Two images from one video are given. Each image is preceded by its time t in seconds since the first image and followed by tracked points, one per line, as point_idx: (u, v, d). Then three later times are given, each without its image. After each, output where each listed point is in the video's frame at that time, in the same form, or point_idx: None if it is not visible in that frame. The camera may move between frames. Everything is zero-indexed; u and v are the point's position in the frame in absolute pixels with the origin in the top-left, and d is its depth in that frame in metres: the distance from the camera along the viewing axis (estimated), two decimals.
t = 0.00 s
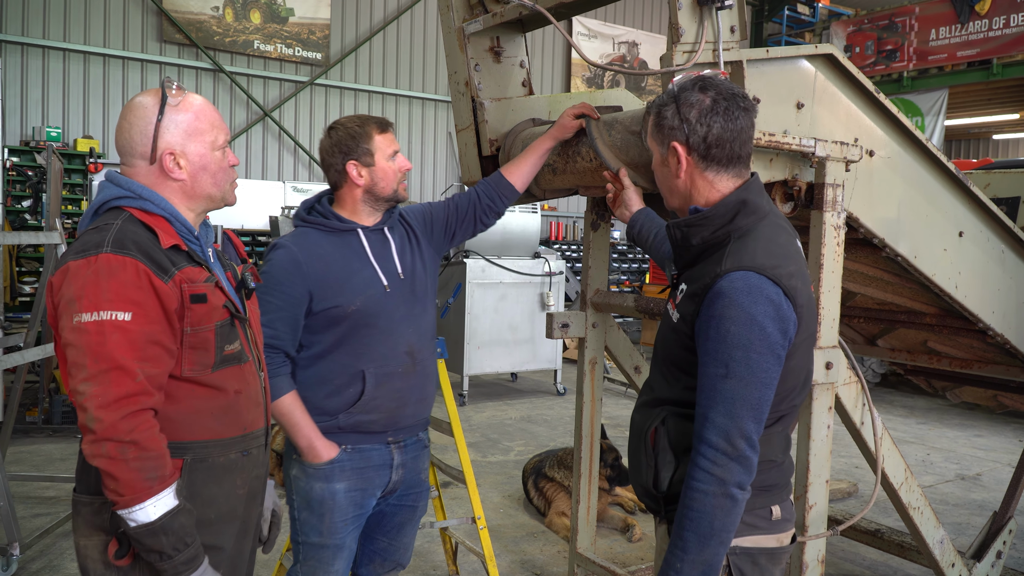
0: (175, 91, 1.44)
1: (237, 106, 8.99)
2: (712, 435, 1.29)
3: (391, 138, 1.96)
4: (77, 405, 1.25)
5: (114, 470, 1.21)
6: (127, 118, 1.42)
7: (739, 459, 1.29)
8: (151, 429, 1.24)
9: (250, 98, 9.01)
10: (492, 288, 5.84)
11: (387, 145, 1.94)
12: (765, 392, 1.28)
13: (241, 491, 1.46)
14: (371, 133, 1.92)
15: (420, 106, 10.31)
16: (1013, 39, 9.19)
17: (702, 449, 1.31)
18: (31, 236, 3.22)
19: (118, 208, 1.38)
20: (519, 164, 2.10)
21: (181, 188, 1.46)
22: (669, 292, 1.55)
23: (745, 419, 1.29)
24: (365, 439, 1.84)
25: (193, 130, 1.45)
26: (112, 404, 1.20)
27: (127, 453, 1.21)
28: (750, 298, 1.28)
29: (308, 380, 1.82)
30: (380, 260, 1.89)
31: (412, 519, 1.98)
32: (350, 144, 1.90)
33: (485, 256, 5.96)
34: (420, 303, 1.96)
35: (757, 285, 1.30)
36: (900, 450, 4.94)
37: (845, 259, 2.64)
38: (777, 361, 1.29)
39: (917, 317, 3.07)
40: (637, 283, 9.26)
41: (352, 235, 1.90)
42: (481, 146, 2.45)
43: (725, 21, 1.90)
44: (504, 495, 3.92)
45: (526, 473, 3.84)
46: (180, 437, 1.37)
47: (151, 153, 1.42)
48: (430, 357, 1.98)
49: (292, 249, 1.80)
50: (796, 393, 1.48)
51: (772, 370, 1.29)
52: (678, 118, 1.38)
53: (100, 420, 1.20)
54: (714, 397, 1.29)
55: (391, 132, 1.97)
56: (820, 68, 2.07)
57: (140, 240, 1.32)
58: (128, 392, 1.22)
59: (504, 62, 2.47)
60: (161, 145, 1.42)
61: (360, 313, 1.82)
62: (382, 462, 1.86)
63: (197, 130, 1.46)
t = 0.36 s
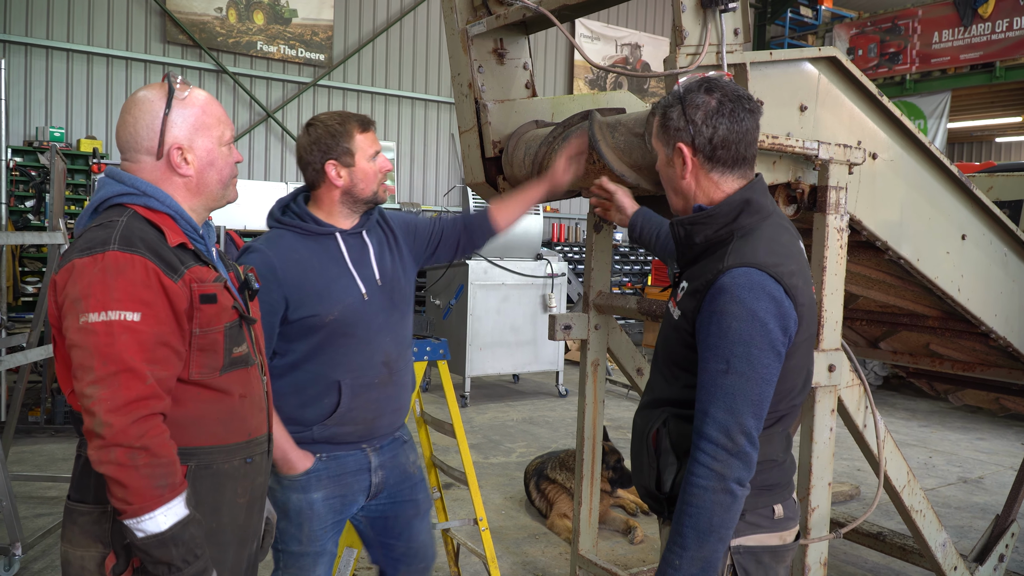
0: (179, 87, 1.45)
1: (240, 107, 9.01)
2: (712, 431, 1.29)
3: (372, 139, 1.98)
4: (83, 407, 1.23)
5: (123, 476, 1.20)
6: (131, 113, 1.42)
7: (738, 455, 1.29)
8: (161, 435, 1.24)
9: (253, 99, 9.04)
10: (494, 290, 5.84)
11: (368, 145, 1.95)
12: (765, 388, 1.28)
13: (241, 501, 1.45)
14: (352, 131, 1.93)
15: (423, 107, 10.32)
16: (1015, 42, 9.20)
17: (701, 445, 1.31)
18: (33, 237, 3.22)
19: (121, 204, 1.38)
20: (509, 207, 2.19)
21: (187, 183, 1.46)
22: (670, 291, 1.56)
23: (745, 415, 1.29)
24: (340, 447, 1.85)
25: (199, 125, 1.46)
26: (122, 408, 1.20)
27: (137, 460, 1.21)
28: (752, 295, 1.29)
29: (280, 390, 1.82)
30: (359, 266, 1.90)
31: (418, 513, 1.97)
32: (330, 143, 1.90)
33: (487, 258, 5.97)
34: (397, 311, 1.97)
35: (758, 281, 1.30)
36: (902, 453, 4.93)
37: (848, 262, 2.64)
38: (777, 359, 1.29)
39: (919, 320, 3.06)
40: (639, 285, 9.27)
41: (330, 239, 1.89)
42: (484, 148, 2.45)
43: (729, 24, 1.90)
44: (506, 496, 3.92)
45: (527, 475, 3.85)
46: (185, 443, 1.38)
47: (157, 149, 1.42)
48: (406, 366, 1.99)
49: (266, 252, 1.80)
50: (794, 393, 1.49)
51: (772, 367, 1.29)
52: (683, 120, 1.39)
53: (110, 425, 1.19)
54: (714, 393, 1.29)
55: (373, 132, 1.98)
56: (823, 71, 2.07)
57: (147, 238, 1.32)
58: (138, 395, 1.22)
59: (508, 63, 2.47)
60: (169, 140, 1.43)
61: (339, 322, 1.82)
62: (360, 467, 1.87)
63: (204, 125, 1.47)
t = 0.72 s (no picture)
0: (178, 82, 1.44)
1: (242, 108, 9.02)
2: (727, 428, 1.30)
3: (368, 140, 1.97)
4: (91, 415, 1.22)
5: (138, 483, 1.20)
6: (128, 109, 1.41)
7: (751, 451, 1.30)
8: (175, 439, 1.24)
9: (254, 100, 9.05)
10: (496, 291, 5.83)
11: (364, 146, 1.94)
12: (779, 385, 1.30)
13: (244, 501, 1.46)
14: (347, 133, 1.92)
15: (425, 109, 10.33)
16: (1017, 45, 9.19)
17: (715, 441, 1.31)
18: (35, 238, 3.22)
19: (121, 204, 1.37)
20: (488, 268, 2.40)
21: (186, 181, 1.46)
22: (676, 290, 1.57)
23: (759, 411, 1.30)
24: (344, 453, 1.84)
25: (198, 121, 1.45)
26: (134, 415, 1.20)
27: (152, 465, 1.21)
28: (767, 294, 1.30)
29: (281, 394, 1.81)
30: (358, 270, 1.90)
31: (413, 528, 1.98)
32: (325, 146, 1.90)
33: (488, 259, 5.96)
34: (399, 315, 1.98)
35: (773, 280, 1.32)
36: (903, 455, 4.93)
37: (849, 264, 2.64)
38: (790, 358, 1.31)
39: (921, 322, 3.06)
40: (640, 287, 9.27)
41: (329, 243, 1.89)
42: (486, 149, 2.45)
43: (732, 25, 1.89)
44: (507, 497, 3.92)
45: (529, 476, 3.85)
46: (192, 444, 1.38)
47: (156, 145, 1.41)
48: (410, 371, 2.00)
49: (263, 258, 1.80)
50: (798, 392, 1.49)
51: (786, 365, 1.30)
52: (705, 123, 1.38)
53: (123, 431, 1.18)
54: (728, 389, 1.30)
55: (369, 134, 1.97)
56: (825, 72, 2.08)
57: (152, 240, 1.32)
58: (150, 401, 1.22)
59: (510, 65, 2.48)
60: (167, 136, 1.42)
61: (338, 327, 1.82)
62: (364, 475, 1.86)
63: (203, 121, 1.46)
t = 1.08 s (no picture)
0: (175, 86, 1.44)
1: (243, 109, 9.04)
2: (730, 424, 1.30)
3: (382, 141, 1.96)
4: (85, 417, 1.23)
5: (130, 482, 1.20)
6: (125, 112, 1.41)
7: (756, 449, 1.30)
8: (166, 440, 1.24)
9: (256, 100, 9.06)
10: (497, 292, 5.83)
11: (379, 147, 1.94)
12: (782, 383, 1.29)
13: (238, 501, 1.46)
14: (363, 134, 1.91)
15: (426, 110, 10.33)
16: (1019, 47, 9.19)
17: (718, 439, 1.31)
18: (37, 237, 3.22)
19: (118, 207, 1.36)
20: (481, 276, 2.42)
21: (180, 185, 1.46)
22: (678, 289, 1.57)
23: (762, 409, 1.30)
24: (360, 454, 1.84)
25: (194, 125, 1.45)
26: (127, 416, 1.20)
27: (144, 466, 1.21)
28: (770, 293, 1.30)
29: (299, 397, 1.79)
30: (373, 269, 1.92)
31: (416, 527, 1.99)
32: (341, 145, 1.89)
33: (490, 259, 5.96)
34: (410, 314, 2.00)
35: (774, 279, 1.32)
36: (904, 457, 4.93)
37: (850, 266, 2.63)
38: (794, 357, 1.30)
39: (922, 325, 3.05)
40: (641, 288, 9.26)
41: (344, 242, 1.90)
42: (488, 150, 2.45)
43: (734, 26, 1.87)
44: (507, 498, 3.92)
45: (529, 477, 3.85)
46: (186, 445, 1.37)
47: (151, 149, 1.41)
48: (420, 371, 2.02)
49: (284, 258, 1.76)
50: (798, 392, 1.49)
51: (788, 363, 1.30)
52: (715, 126, 1.39)
53: (116, 432, 1.19)
54: (731, 387, 1.30)
55: (382, 134, 1.97)
56: (827, 74, 2.08)
57: (148, 242, 1.32)
58: (143, 402, 1.22)
59: (511, 66, 2.48)
60: (162, 140, 1.42)
61: (360, 326, 1.82)
62: (377, 475, 1.87)
63: (199, 125, 1.46)
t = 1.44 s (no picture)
0: (173, 89, 1.45)
1: (244, 109, 9.04)
2: (741, 418, 1.30)
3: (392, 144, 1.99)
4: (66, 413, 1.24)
5: (103, 480, 1.20)
6: (124, 115, 1.42)
7: (764, 446, 1.30)
8: (142, 439, 1.24)
9: (257, 100, 9.07)
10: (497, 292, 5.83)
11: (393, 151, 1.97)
12: (791, 380, 1.31)
13: (223, 502, 1.45)
14: (381, 137, 1.94)
15: (427, 109, 10.33)
16: (1020, 48, 9.18)
17: (729, 429, 1.30)
18: (38, 237, 3.23)
19: (112, 209, 1.37)
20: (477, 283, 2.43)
21: (176, 188, 1.46)
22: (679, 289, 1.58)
23: (773, 406, 1.30)
24: (362, 453, 1.84)
25: (191, 129, 1.45)
26: (103, 414, 1.20)
27: (117, 464, 1.21)
28: (776, 291, 1.31)
29: (304, 397, 1.80)
30: (375, 267, 1.92)
31: (417, 527, 1.99)
32: (361, 143, 1.89)
33: (490, 260, 5.96)
34: (410, 315, 2.00)
35: (777, 276, 1.33)
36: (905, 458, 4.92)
37: (851, 266, 2.63)
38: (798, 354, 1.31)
39: (923, 325, 3.05)
40: (642, 288, 9.26)
41: (348, 241, 1.90)
42: (489, 150, 2.45)
43: (735, 27, 1.87)
44: (508, 498, 3.92)
45: (530, 477, 3.85)
46: (169, 446, 1.37)
47: (147, 152, 1.42)
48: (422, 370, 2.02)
49: (290, 257, 1.76)
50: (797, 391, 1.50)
51: (796, 360, 1.31)
52: (716, 125, 1.39)
53: (91, 430, 1.19)
54: (742, 382, 1.30)
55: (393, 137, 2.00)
56: (829, 75, 2.08)
57: (134, 244, 1.32)
58: (120, 401, 1.21)
59: (513, 66, 2.48)
60: (159, 144, 1.42)
61: (365, 325, 1.82)
62: (380, 475, 1.86)
63: (196, 130, 1.46)
